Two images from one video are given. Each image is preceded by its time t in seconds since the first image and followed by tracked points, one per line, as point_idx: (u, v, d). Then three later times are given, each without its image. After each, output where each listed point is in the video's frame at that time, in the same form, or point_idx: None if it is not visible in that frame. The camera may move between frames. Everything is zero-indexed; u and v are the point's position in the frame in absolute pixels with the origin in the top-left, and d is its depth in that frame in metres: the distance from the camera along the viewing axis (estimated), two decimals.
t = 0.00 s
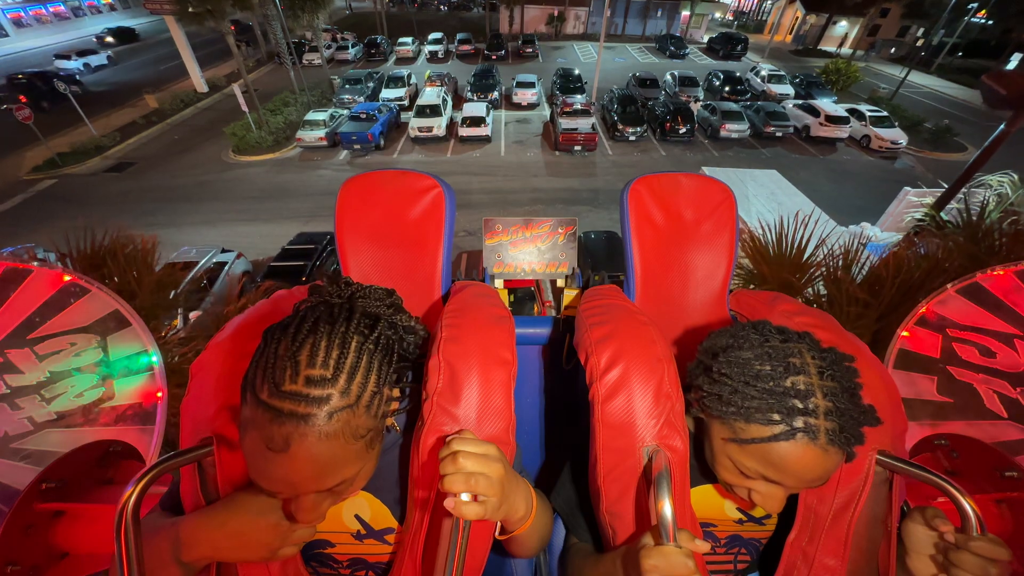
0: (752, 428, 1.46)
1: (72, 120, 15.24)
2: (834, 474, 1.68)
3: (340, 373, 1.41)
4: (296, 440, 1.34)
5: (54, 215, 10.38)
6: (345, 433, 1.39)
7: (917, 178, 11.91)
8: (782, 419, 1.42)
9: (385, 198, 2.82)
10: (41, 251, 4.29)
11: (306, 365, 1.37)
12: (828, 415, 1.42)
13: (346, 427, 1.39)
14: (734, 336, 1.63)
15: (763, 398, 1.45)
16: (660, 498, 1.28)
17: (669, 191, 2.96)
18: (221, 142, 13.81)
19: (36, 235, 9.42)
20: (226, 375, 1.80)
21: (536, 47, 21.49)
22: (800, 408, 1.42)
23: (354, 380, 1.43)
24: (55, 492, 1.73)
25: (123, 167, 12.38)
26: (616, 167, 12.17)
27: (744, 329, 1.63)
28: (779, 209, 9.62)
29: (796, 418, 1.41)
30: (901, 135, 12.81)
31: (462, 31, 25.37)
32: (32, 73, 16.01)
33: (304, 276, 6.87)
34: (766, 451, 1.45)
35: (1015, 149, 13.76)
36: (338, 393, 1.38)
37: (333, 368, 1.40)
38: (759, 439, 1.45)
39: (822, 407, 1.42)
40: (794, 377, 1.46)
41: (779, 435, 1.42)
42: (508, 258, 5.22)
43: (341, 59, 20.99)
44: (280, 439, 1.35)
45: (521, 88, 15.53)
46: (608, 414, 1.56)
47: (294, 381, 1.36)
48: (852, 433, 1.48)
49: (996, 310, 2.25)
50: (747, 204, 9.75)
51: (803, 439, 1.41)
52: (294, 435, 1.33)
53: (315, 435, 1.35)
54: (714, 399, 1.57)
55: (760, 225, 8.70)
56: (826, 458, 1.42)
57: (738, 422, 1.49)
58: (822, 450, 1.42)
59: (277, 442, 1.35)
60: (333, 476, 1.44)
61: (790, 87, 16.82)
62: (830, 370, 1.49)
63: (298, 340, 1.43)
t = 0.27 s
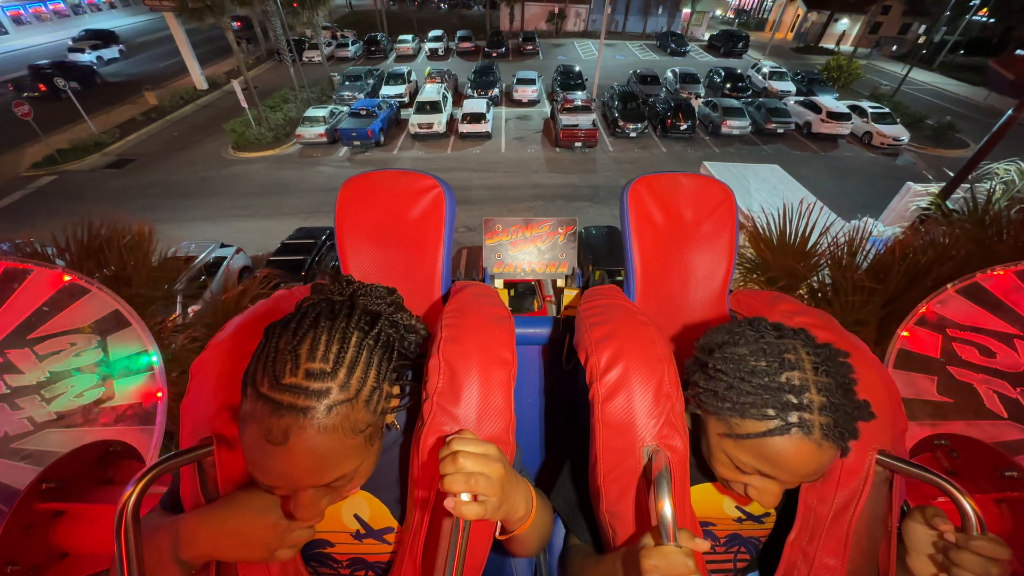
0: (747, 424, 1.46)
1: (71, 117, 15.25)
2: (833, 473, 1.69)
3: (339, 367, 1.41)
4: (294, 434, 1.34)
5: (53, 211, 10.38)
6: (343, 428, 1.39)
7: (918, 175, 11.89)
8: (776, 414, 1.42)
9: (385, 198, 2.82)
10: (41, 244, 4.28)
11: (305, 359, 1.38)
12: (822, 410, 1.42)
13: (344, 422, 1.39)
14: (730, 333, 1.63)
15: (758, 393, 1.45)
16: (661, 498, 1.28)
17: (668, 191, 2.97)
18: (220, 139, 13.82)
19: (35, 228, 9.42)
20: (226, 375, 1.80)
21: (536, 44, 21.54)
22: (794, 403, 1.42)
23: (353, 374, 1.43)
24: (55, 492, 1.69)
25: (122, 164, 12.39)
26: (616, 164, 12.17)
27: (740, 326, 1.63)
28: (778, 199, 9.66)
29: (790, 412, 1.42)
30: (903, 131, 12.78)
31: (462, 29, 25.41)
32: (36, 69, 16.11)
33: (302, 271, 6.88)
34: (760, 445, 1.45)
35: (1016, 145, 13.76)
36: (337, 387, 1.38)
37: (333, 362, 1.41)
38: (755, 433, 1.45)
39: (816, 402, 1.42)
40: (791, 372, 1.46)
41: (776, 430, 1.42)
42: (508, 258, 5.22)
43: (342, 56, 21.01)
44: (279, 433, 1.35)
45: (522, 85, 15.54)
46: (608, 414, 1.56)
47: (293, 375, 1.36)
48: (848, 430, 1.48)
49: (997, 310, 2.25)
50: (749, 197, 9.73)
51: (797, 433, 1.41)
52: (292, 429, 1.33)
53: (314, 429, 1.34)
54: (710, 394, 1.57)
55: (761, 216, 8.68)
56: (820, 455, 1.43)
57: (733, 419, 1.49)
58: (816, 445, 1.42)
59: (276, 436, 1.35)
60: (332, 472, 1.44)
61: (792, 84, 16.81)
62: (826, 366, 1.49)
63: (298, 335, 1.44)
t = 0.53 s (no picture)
0: (745, 419, 1.45)
1: (71, 115, 15.25)
2: (833, 473, 1.69)
3: (338, 366, 1.41)
4: (293, 433, 1.34)
5: (52, 209, 10.38)
6: (342, 425, 1.38)
7: (919, 173, 11.90)
8: (774, 408, 1.42)
9: (385, 198, 2.82)
10: (39, 232, 4.24)
11: (304, 357, 1.38)
12: (819, 405, 1.42)
13: (343, 420, 1.39)
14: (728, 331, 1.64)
15: (755, 389, 1.45)
16: (660, 498, 1.28)
17: (668, 191, 2.97)
18: (220, 137, 13.82)
19: (33, 224, 9.40)
20: (227, 376, 1.80)
21: (537, 43, 21.55)
22: (792, 398, 1.42)
23: (352, 373, 1.43)
24: (56, 492, 1.69)
25: (122, 162, 12.39)
26: (616, 162, 12.18)
27: (738, 323, 1.63)
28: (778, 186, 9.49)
29: (788, 407, 1.41)
30: (903, 129, 12.79)
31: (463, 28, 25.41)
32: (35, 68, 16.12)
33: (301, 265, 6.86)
34: (759, 441, 1.45)
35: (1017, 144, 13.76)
36: (336, 386, 1.38)
37: (332, 361, 1.41)
38: (751, 428, 1.45)
39: (812, 397, 1.42)
40: (789, 369, 1.47)
41: (775, 425, 1.42)
42: (508, 258, 5.22)
43: (342, 55, 21.02)
44: (277, 432, 1.34)
45: (522, 83, 15.54)
46: (608, 414, 1.56)
47: (291, 374, 1.37)
48: (845, 425, 1.48)
49: (996, 310, 2.25)
50: (746, 180, 9.44)
51: (796, 429, 1.40)
52: (290, 428, 1.33)
53: (312, 428, 1.34)
54: (708, 390, 1.57)
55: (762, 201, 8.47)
56: (819, 451, 1.42)
57: (732, 415, 1.49)
58: (812, 440, 1.42)
59: (275, 433, 1.34)
60: (331, 471, 1.43)
61: (792, 82, 16.82)
62: (823, 363, 1.50)
63: (298, 333, 1.44)
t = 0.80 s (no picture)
0: (746, 419, 1.46)
1: (69, 113, 15.23)
2: (833, 473, 1.69)
3: (336, 365, 1.41)
4: (289, 431, 1.34)
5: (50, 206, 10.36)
6: (338, 423, 1.38)
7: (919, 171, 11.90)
8: (776, 408, 1.43)
9: (385, 197, 2.82)
10: (33, 214, 4.16)
11: (302, 356, 1.38)
12: (822, 404, 1.42)
13: (339, 417, 1.38)
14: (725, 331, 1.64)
15: (755, 389, 1.46)
16: (661, 497, 1.28)
17: (669, 191, 2.96)
18: (220, 135, 13.82)
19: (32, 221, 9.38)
20: (226, 376, 1.80)
21: (536, 43, 21.57)
22: (793, 397, 1.42)
23: (350, 371, 1.43)
24: (56, 493, 1.70)
25: (121, 160, 12.38)
26: (616, 160, 12.18)
27: (735, 324, 1.65)
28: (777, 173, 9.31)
29: (789, 405, 1.42)
30: (902, 127, 12.80)
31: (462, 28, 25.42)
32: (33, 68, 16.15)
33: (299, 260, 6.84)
34: (762, 440, 1.45)
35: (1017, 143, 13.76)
36: (332, 385, 1.38)
37: (329, 360, 1.41)
38: (754, 428, 1.45)
39: (814, 395, 1.42)
40: (789, 366, 1.47)
41: (777, 424, 1.42)
42: (508, 258, 5.22)
43: (342, 54, 21.03)
44: (274, 431, 1.34)
45: (521, 82, 15.55)
46: (608, 414, 1.56)
47: (289, 372, 1.37)
48: (848, 422, 1.48)
49: (996, 310, 2.25)
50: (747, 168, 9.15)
51: (798, 428, 1.40)
52: (286, 426, 1.33)
53: (308, 427, 1.34)
54: (708, 391, 1.57)
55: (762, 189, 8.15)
56: (823, 449, 1.41)
57: (733, 413, 1.49)
58: (817, 439, 1.42)
59: (271, 429, 1.34)
60: (328, 469, 1.43)
61: (791, 81, 16.83)
62: (822, 361, 1.50)
63: (297, 330, 1.45)
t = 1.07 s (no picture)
0: (768, 450, 1.42)
1: (69, 109, 15.23)
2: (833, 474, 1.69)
3: (333, 372, 1.41)
4: (286, 437, 1.34)
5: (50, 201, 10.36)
6: (335, 435, 1.38)
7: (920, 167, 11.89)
8: (799, 437, 1.38)
9: (386, 196, 2.82)
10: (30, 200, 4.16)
11: (299, 364, 1.38)
12: (847, 429, 1.38)
13: (336, 429, 1.38)
14: (735, 350, 1.60)
15: (778, 417, 1.41)
16: (661, 498, 1.28)
17: (668, 190, 2.96)
18: (220, 131, 13.81)
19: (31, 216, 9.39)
20: (226, 376, 1.80)
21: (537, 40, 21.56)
22: (816, 424, 1.38)
23: (347, 378, 1.43)
24: (56, 493, 1.70)
25: (120, 155, 12.38)
26: (617, 155, 12.18)
27: (746, 343, 1.60)
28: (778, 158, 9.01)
29: (813, 434, 1.38)
30: (905, 123, 12.78)
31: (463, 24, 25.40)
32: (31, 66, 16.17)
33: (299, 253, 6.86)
34: (785, 471, 1.41)
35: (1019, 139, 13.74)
36: (329, 394, 1.37)
37: (326, 368, 1.40)
38: (775, 459, 1.41)
39: (838, 420, 1.38)
40: (810, 392, 1.42)
41: (799, 452, 1.38)
42: (508, 258, 5.21)
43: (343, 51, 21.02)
44: (271, 437, 1.35)
45: (522, 78, 15.54)
46: (608, 414, 1.56)
47: (286, 381, 1.37)
48: (874, 446, 1.45)
49: (996, 310, 2.25)
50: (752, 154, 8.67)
51: (824, 458, 1.37)
52: (283, 433, 1.34)
53: (305, 435, 1.34)
54: (727, 420, 1.52)
55: (768, 173, 7.78)
56: (847, 475, 1.39)
57: (755, 441, 1.44)
58: (844, 466, 1.38)
59: (267, 441, 1.36)
60: (326, 473, 1.43)
61: (793, 77, 16.83)
62: (841, 380, 1.46)
63: (293, 339, 1.45)
